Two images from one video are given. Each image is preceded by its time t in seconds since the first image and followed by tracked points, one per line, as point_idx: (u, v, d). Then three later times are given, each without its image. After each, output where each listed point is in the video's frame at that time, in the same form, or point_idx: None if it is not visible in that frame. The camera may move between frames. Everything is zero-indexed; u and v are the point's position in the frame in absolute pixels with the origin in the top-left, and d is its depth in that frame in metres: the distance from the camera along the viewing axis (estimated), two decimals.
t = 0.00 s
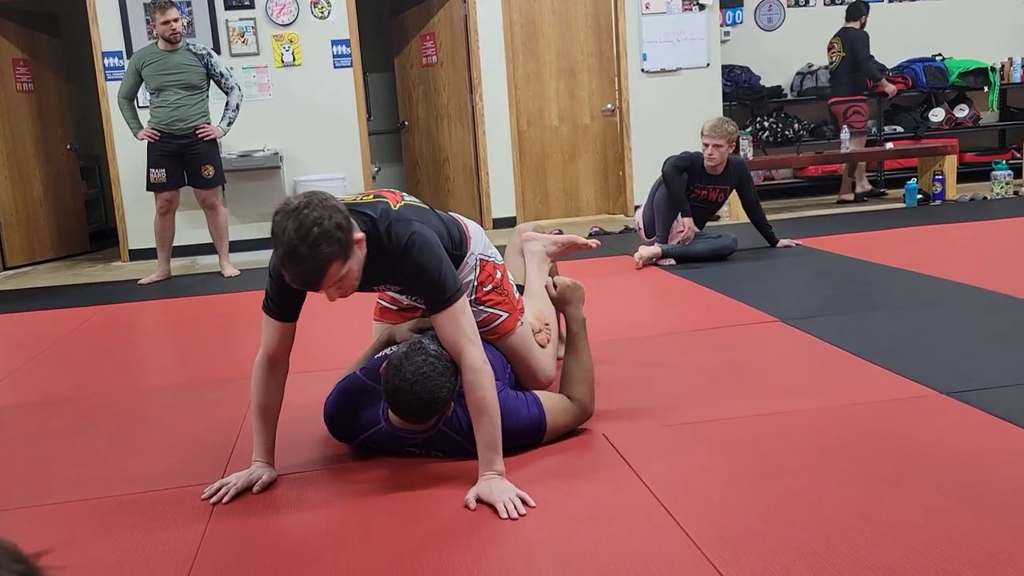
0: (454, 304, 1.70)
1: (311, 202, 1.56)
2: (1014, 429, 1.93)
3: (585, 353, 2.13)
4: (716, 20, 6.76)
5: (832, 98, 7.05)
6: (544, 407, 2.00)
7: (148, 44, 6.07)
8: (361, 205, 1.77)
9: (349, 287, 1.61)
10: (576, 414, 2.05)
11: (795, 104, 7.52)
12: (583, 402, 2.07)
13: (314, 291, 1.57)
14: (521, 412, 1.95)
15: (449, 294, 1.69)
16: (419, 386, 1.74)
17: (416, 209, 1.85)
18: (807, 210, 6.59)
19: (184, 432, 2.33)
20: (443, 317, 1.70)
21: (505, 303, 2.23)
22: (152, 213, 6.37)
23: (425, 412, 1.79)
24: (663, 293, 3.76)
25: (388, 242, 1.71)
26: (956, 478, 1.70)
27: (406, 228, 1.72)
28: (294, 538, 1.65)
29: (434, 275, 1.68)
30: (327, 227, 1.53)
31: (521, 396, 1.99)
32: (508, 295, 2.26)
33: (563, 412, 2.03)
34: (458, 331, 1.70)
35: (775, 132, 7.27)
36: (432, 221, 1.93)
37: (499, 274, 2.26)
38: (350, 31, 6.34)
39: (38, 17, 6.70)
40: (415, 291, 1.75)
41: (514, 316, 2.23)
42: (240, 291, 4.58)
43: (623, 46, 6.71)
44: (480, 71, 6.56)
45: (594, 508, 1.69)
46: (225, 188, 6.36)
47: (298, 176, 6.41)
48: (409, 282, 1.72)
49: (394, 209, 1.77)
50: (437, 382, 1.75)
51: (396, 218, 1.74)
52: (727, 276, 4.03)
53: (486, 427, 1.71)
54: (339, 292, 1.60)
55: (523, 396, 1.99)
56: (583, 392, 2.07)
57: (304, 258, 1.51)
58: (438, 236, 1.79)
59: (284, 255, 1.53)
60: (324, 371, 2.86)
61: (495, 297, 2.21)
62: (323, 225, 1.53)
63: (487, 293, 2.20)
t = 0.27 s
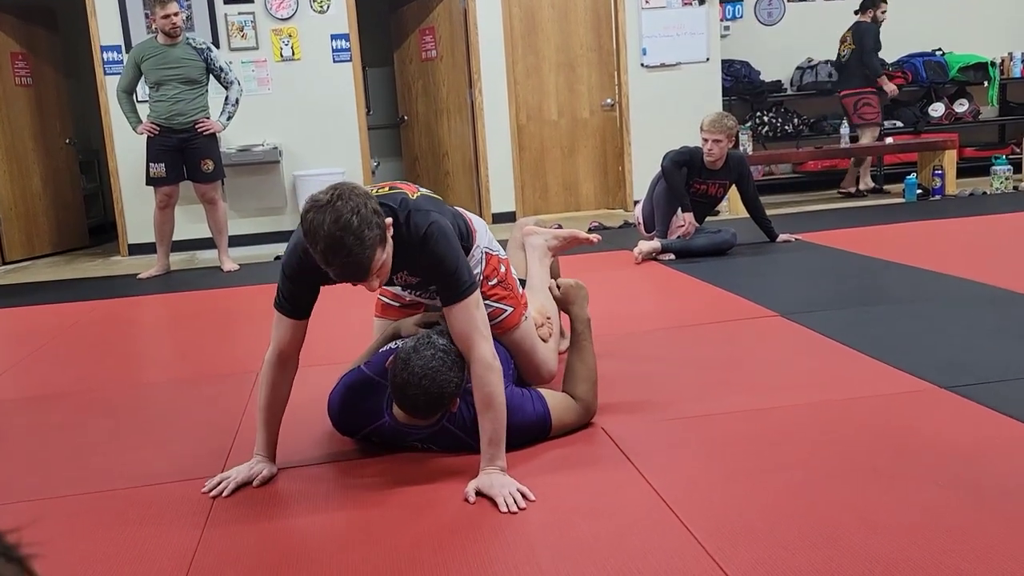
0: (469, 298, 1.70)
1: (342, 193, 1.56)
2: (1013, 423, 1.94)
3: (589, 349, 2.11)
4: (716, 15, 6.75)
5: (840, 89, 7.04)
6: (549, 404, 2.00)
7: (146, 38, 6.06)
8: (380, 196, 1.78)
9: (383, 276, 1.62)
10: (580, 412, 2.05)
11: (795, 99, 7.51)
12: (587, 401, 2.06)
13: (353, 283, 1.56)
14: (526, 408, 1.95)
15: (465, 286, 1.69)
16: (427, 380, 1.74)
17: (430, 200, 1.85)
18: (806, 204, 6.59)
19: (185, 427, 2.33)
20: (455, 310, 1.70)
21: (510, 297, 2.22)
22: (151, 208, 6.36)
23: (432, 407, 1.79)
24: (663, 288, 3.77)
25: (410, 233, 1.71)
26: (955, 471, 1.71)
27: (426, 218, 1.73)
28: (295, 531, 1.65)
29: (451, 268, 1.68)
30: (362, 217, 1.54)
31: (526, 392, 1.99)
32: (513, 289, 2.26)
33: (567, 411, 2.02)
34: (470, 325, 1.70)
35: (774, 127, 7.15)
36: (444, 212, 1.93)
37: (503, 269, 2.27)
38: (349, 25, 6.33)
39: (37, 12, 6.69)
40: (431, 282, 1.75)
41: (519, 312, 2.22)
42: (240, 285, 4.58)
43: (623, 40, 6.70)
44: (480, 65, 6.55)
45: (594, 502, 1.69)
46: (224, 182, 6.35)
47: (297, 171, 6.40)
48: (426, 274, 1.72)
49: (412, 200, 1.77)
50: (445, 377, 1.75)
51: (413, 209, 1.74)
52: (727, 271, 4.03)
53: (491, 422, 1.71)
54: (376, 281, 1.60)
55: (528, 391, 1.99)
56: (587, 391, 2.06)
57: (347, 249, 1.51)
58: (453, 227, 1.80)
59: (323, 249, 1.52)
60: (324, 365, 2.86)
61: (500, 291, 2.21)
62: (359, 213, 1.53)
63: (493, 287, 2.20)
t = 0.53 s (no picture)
0: (467, 292, 1.70)
1: (336, 191, 1.56)
2: (1011, 419, 1.94)
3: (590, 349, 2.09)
4: (716, 10, 6.74)
5: (843, 85, 6.98)
6: (546, 400, 2.00)
7: (146, 33, 6.06)
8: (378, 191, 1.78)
9: (385, 269, 1.61)
10: (577, 409, 2.05)
11: (795, 95, 7.51)
12: (585, 398, 2.06)
13: (354, 279, 1.56)
14: (524, 404, 1.95)
15: (463, 281, 1.69)
16: (416, 376, 1.74)
17: (429, 195, 1.85)
18: (806, 200, 6.59)
19: (185, 421, 2.34)
20: (452, 304, 1.69)
21: (510, 294, 2.23)
22: (150, 203, 6.35)
23: (424, 402, 1.79)
24: (663, 284, 3.77)
25: (410, 227, 1.71)
26: (954, 466, 1.71)
27: (425, 211, 1.73)
28: (296, 525, 1.66)
29: (450, 262, 1.68)
30: (359, 211, 1.53)
31: (524, 388, 1.99)
32: (514, 286, 2.26)
33: (564, 407, 2.02)
34: (468, 320, 1.70)
35: (774, 124, 7.29)
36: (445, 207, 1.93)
37: (504, 265, 2.27)
38: (349, 21, 6.32)
39: (36, 7, 6.68)
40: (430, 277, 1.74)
41: (519, 308, 2.22)
42: (239, 281, 4.58)
43: (623, 36, 6.69)
44: (479, 61, 6.54)
45: (594, 497, 1.69)
46: (224, 178, 6.35)
47: (296, 166, 6.40)
48: (426, 268, 1.72)
49: (410, 195, 1.77)
50: (435, 371, 1.75)
51: (413, 204, 1.74)
52: (727, 267, 4.03)
53: (489, 417, 1.72)
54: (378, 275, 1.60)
55: (525, 387, 1.99)
56: (584, 388, 2.06)
57: (345, 244, 1.51)
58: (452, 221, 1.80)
59: (321, 245, 1.52)
60: (324, 360, 2.86)
61: (500, 287, 2.21)
62: (354, 208, 1.53)
63: (493, 283, 2.20)
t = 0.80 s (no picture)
0: (459, 291, 1.70)
1: (320, 184, 1.57)
2: (1009, 417, 1.95)
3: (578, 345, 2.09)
4: (716, 8, 6.73)
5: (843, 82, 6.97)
6: (543, 398, 2.00)
7: (146, 31, 6.05)
8: (370, 189, 1.78)
9: (370, 263, 1.61)
10: (573, 407, 2.05)
11: (795, 93, 7.51)
12: (582, 396, 2.06)
13: (339, 273, 1.56)
14: (520, 402, 1.95)
15: (456, 279, 1.69)
16: (394, 394, 1.75)
17: (423, 193, 1.85)
18: (805, 198, 6.59)
19: (185, 419, 2.34)
20: (445, 303, 1.69)
21: (510, 293, 2.23)
22: (149, 201, 6.35)
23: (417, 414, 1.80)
24: (662, 281, 3.77)
25: (400, 225, 1.71)
26: (951, 464, 1.72)
27: (416, 209, 1.72)
28: (295, 522, 1.66)
29: (442, 260, 1.68)
30: (341, 205, 1.53)
31: (520, 386, 1.99)
32: (514, 285, 2.27)
33: (561, 405, 2.02)
34: (462, 318, 1.70)
35: (773, 121, 7.31)
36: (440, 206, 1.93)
37: (504, 264, 2.27)
38: (348, 18, 6.31)
39: (36, 4, 6.68)
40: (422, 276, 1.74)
41: (518, 307, 2.23)
42: (238, 278, 4.58)
43: (623, 34, 6.68)
44: (479, 59, 6.54)
45: (593, 494, 1.70)
46: (223, 175, 6.35)
47: (296, 163, 6.40)
48: (418, 267, 1.71)
49: (403, 193, 1.78)
50: (411, 383, 1.75)
51: (404, 202, 1.74)
52: (726, 264, 4.04)
53: (485, 415, 1.72)
54: (363, 269, 1.59)
55: (522, 385, 1.99)
56: (580, 386, 2.06)
57: (326, 238, 1.50)
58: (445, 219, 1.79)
59: (304, 240, 1.53)
60: (323, 358, 2.87)
61: (500, 287, 2.22)
62: (336, 201, 1.53)
63: (492, 282, 2.20)
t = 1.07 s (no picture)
0: (457, 288, 1.69)
1: (313, 178, 1.58)
2: (1009, 414, 1.95)
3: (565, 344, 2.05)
4: (717, 5, 6.72)
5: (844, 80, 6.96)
6: (540, 393, 2.00)
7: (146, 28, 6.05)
8: (368, 186, 1.78)
9: (365, 256, 1.60)
10: (569, 405, 2.03)
11: (796, 91, 7.51)
12: (578, 394, 2.04)
13: (332, 265, 1.55)
14: (515, 398, 1.96)
15: (454, 276, 1.69)
16: (380, 452, 1.79)
17: (421, 190, 1.85)
18: (806, 196, 6.59)
19: (185, 416, 2.34)
20: (442, 301, 1.69)
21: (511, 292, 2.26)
22: (150, 198, 6.36)
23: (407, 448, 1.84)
24: (663, 279, 3.77)
25: (396, 222, 1.70)
26: (952, 461, 1.72)
27: (413, 206, 1.73)
28: (295, 518, 1.66)
29: (439, 258, 1.68)
30: (332, 197, 1.53)
31: (515, 383, 1.99)
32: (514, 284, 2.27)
33: (556, 403, 2.01)
34: (460, 315, 1.70)
35: (774, 119, 7.29)
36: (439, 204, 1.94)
37: (504, 263, 2.30)
38: (348, 16, 6.31)
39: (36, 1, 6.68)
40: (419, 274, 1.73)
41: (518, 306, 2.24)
42: (238, 275, 4.58)
43: (623, 32, 6.68)
44: (479, 58, 6.54)
45: (593, 490, 1.70)
46: (224, 172, 6.35)
47: (296, 161, 6.40)
48: (416, 264, 1.71)
49: (400, 191, 1.78)
50: (392, 440, 1.77)
51: (401, 200, 1.74)
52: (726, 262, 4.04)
53: (484, 411, 1.72)
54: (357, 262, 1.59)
55: (517, 383, 2.00)
56: (575, 385, 2.05)
57: (317, 229, 1.50)
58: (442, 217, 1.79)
59: (296, 232, 1.53)
60: (324, 355, 2.87)
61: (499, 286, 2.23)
62: (328, 193, 1.54)
63: (493, 281, 2.23)
